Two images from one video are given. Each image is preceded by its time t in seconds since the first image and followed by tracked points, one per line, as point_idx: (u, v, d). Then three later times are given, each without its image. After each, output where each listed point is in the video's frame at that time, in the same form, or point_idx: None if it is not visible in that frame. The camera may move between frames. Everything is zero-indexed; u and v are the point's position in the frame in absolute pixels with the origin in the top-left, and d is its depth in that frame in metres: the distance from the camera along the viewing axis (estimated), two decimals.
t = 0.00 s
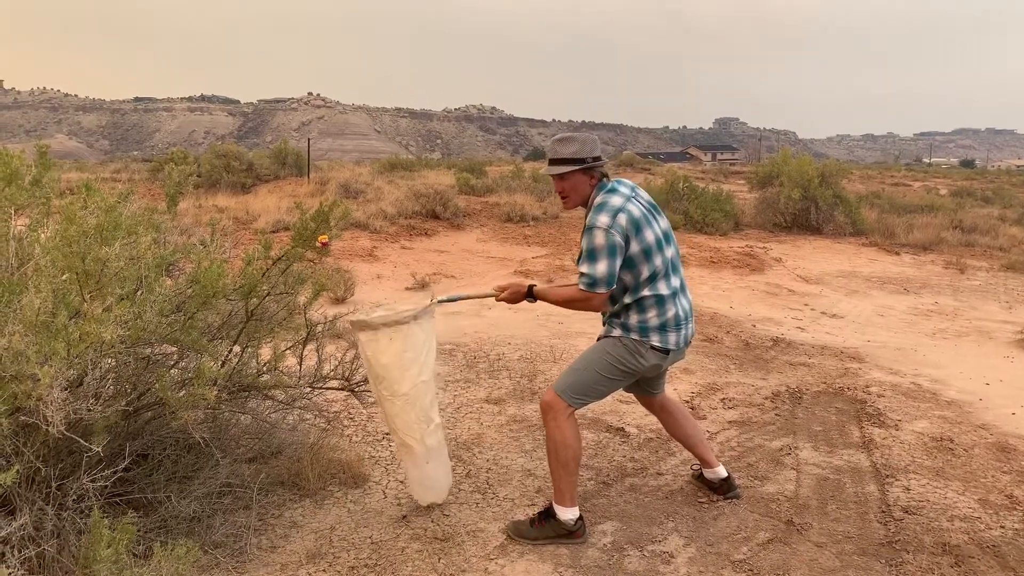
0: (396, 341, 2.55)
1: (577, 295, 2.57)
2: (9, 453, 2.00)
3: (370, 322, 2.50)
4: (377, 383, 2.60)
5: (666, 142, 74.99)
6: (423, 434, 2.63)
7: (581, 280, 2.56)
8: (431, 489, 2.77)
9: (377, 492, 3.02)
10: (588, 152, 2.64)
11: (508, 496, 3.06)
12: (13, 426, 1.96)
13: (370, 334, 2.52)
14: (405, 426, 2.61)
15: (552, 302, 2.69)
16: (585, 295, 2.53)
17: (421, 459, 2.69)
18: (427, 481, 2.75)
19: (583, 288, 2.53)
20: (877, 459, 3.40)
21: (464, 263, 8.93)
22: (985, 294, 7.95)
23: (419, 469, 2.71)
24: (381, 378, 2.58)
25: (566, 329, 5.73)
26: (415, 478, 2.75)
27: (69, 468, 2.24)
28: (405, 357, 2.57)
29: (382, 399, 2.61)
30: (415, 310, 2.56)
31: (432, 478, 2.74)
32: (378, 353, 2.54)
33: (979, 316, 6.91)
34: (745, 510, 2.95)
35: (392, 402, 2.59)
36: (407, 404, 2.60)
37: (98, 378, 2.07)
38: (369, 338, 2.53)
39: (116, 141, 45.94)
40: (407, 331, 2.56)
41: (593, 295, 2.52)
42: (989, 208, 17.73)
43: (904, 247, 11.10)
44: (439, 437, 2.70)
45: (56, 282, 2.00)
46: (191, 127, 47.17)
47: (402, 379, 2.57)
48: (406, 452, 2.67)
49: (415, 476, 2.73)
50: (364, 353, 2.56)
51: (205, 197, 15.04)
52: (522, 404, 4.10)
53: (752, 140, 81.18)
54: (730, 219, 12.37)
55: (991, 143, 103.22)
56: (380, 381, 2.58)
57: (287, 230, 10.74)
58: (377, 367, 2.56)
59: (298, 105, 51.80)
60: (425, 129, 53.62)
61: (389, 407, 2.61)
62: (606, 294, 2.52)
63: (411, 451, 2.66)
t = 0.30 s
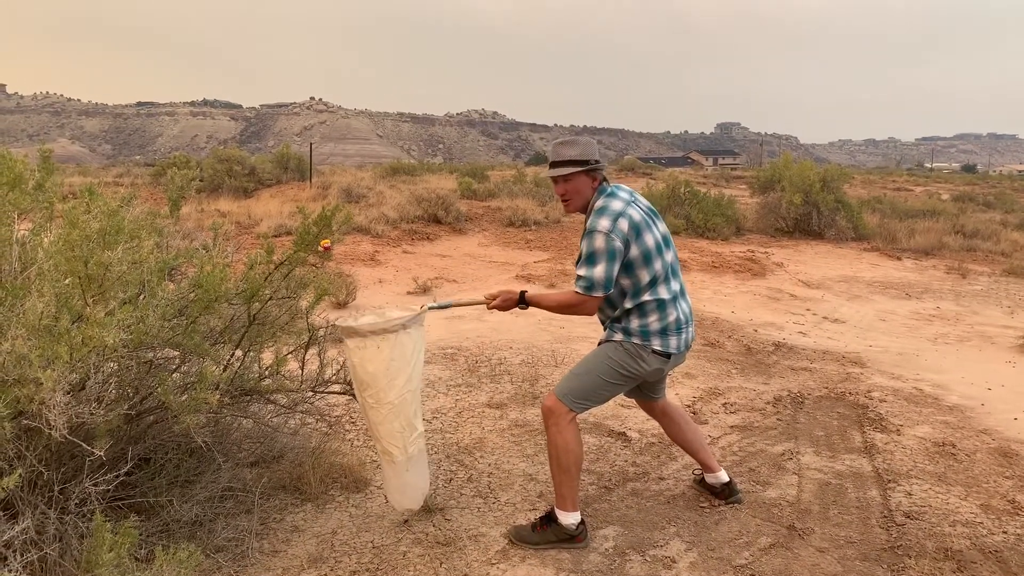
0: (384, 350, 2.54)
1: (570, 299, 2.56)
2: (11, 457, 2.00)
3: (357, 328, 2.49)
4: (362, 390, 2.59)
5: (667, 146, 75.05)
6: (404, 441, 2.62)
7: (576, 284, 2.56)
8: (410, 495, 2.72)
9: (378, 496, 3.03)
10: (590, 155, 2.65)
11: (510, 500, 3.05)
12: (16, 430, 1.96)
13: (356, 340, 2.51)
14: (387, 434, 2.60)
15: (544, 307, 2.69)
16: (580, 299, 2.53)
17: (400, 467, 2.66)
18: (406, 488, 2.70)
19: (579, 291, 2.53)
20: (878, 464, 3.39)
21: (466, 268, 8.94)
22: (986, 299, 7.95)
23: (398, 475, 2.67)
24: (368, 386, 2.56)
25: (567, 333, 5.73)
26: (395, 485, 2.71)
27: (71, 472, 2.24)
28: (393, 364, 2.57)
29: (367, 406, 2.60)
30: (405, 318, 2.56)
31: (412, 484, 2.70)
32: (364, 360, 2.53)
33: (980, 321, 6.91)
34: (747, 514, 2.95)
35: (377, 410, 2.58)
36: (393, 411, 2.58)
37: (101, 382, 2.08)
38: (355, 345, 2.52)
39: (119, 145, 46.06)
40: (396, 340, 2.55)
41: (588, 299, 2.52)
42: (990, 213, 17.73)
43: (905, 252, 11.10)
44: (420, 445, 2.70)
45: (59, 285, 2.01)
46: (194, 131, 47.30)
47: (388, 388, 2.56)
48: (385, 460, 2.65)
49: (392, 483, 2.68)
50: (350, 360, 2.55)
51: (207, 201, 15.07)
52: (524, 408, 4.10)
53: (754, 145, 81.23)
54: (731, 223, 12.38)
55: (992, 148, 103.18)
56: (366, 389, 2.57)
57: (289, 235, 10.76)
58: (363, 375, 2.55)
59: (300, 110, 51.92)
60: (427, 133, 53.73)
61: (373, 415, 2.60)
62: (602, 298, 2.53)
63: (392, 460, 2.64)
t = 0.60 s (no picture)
0: (384, 353, 2.54)
1: (572, 301, 2.57)
2: (14, 460, 2.00)
3: (358, 331, 2.50)
4: (363, 394, 2.59)
5: (669, 150, 75.06)
6: (405, 444, 2.63)
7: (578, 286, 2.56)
8: (413, 498, 2.71)
9: (381, 500, 3.03)
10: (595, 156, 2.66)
11: (513, 504, 3.05)
12: (20, 433, 1.97)
13: (357, 343, 2.52)
14: (388, 437, 2.60)
15: (546, 310, 2.69)
16: (581, 301, 2.54)
17: (403, 470, 2.66)
18: (408, 490, 2.69)
19: (581, 294, 2.54)
20: (881, 468, 3.39)
21: (468, 272, 8.94)
22: (989, 303, 7.93)
23: (400, 476, 2.66)
24: (368, 389, 2.57)
25: (570, 337, 5.73)
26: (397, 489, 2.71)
27: (74, 476, 2.25)
28: (393, 367, 2.57)
29: (368, 409, 2.60)
30: (405, 321, 2.57)
31: (415, 487, 2.70)
32: (364, 363, 2.54)
33: (983, 325, 6.89)
34: (750, 518, 2.94)
35: (378, 413, 2.58)
36: (394, 414, 2.59)
37: (104, 385, 2.08)
38: (355, 347, 2.53)
39: (122, 149, 46.19)
40: (396, 342, 2.56)
41: (590, 302, 2.53)
42: (993, 216, 17.70)
43: (908, 256, 11.08)
44: (422, 448, 2.70)
45: (63, 289, 2.02)
46: (197, 135, 47.43)
47: (389, 391, 2.57)
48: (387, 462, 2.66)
49: (395, 486, 2.68)
50: (351, 363, 2.56)
51: (210, 205, 15.10)
52: (526, 412, 4.10)
53: (756, 149, 81.20)
54: (733, 227, 12.38)
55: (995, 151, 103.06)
56: (366, 391, 2.57)
57: (292, 239, 10.78)
58: (363, 377, 2.56)
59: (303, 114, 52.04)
60: (429, 137, 53.82)
61: (374, 418, 2.60)
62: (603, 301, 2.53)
63: (394, 463, 2.64)
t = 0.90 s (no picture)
0: (385, 358, 2.55)
1: (573, 303, 2.57)
2: (17, 461, 2.01)
3: (358, 339, 2.50)
4: (366, 401, 2.59)
5: (670, 151, 75.05)
6: (411, 450, 2.64)
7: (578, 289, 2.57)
8: (420, 505, 2.76)
9: (383, 501, 3.03)
10: (588, 160, 2.66)
11: (514, 506, 3.06)
12: (22, 434, 1.97)
13: (358, 351, 2.52)
14: (393, 443, 2.61)
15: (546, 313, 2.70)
16: (580, 304, 2.55)
17: (409, 476, 2.68)
18: (416, 496, 2.73)
19: (581, 296, 2.54)
20: (883, 470, 3.38)
21: (470, 273, 8.95)
22: (991, 304, 7.92)
23: (407, 484, 2.69)
24: (371, 396, 2.57)
25: (571, 339, 5.73)
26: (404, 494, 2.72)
27: (77, 477, 2.26)
28: (394, 373, 2.57)
29: (371, 416, 2.61)
30: (405, 326, 2.57)
31: (421, 493, 2.72)
32: (366, 370, 2.54)
33: (985, 326, 6.89)
34: (751, 520, 2.94)
35: (382, 419, 2.59)
36: (398, 420, 2.60)
37: (106, 387, 2.09)
38: (356, 355, 2.53)
39: (124, 151, 46.27)
40: (396, 347, 2.56)
41: (590, 304, 2.53)
42: (995, 218, 17.70)
43: (910, 257, 11.07)
44: (429, 454, 2.72)
45: (65, 290, 2.03)
46: (199, 137, 47.51)
47: (392, 397, 2.57)
48: (393, 468, 2.67)
49: (402, 492, 2.71)
50: (352, 370, 2.56)
51: (212, 207, 15.12)
52: (528, 413, 4.10)
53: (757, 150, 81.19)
54: (735, 229, 12.38)
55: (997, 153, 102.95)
56: (370, 399, 2.58)
57: (294, 240, 10.79)
58: (367, 384, 2.56)
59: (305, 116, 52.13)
60: (431, 139, 53.87)
61: (378, 424, 2.61)
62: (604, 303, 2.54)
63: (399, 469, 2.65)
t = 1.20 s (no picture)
0: (388, 372, 2.54)
1: (572, 306, 2.56)
2: (17, 462, 2.01)
3: (359, 354, 2.49)
4: (372, 416, 2.59)
5: (671, 151, 75.03)
6: (419, 463, 2.62)
7: (576, 291, 2.56)
8: (430, 517, 2.69)
9: (383, 501, 3.03)
10: (585, 159, 2.65)
11: (514, 506, 3.06)
12: (22, 434, 1.97)
13: (360, 366, 2.51)
14: (400, 457, 2.60)
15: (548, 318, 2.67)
16: (579, 307, 2.54)
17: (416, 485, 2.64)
18: (426, 508, 2.67)
19: (579, 298, 2.54)
20: (883, 470, 3.38)
21: (470, 273, 8.95)
22: (992, 305, 7.92)
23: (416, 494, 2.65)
24: (376, 411, 2.57)
25: (572, 339, 5.73)
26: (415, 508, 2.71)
27: (77, 477, 2.26)
28: (397, 387, 2.56)
29: (378, 431, 2.60)
30: (406, 338, 2.55)
31: (431, 505, 2.67)
32: (369, 384, 2.53)
33: (986, 327, 6.88)
34: (751, 520, 2.94)
35: (388, 434, 2.58)
36: (403, 433, 2.58)
37: (106, 387, 2.08)
38: (359, 370, 2.52)
39: (124, 151, 46.28)
40: (397, 362, 2.55)
41: (588, 306, 2.53)
42: (996, 218, 17.69)
43: (910, 257, 11.07)
44: (438, 466, 2.70)
45: (66, 290, 2.03)
46: (199, 137, 47.51)
47: (397, 410, 2.56)
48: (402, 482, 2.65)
49: (413, 504, 2.66)
50: (356, 386, 2.55)
51: (212, 207, 15.12)
52: (528, 413, 4.10)
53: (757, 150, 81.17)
54: (735, 229, 12.38)
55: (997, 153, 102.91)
56: (377, 414, 2.57)
57: (294, 240, 10.79)
58: (372, 400, 2.55)
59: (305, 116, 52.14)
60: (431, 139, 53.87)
61: (384, 438, 2.60)
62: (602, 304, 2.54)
63: (408, 482, 2.63)
